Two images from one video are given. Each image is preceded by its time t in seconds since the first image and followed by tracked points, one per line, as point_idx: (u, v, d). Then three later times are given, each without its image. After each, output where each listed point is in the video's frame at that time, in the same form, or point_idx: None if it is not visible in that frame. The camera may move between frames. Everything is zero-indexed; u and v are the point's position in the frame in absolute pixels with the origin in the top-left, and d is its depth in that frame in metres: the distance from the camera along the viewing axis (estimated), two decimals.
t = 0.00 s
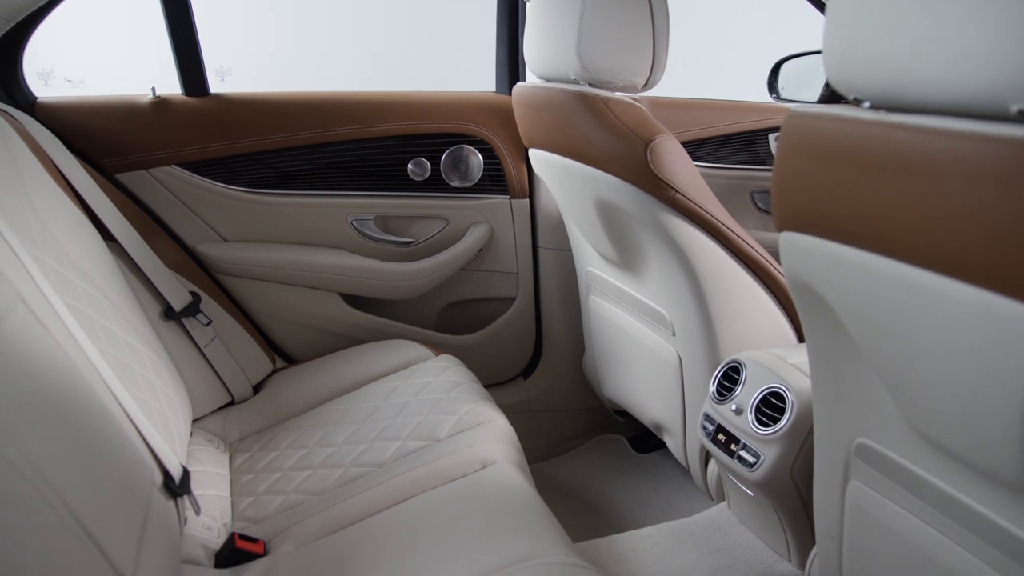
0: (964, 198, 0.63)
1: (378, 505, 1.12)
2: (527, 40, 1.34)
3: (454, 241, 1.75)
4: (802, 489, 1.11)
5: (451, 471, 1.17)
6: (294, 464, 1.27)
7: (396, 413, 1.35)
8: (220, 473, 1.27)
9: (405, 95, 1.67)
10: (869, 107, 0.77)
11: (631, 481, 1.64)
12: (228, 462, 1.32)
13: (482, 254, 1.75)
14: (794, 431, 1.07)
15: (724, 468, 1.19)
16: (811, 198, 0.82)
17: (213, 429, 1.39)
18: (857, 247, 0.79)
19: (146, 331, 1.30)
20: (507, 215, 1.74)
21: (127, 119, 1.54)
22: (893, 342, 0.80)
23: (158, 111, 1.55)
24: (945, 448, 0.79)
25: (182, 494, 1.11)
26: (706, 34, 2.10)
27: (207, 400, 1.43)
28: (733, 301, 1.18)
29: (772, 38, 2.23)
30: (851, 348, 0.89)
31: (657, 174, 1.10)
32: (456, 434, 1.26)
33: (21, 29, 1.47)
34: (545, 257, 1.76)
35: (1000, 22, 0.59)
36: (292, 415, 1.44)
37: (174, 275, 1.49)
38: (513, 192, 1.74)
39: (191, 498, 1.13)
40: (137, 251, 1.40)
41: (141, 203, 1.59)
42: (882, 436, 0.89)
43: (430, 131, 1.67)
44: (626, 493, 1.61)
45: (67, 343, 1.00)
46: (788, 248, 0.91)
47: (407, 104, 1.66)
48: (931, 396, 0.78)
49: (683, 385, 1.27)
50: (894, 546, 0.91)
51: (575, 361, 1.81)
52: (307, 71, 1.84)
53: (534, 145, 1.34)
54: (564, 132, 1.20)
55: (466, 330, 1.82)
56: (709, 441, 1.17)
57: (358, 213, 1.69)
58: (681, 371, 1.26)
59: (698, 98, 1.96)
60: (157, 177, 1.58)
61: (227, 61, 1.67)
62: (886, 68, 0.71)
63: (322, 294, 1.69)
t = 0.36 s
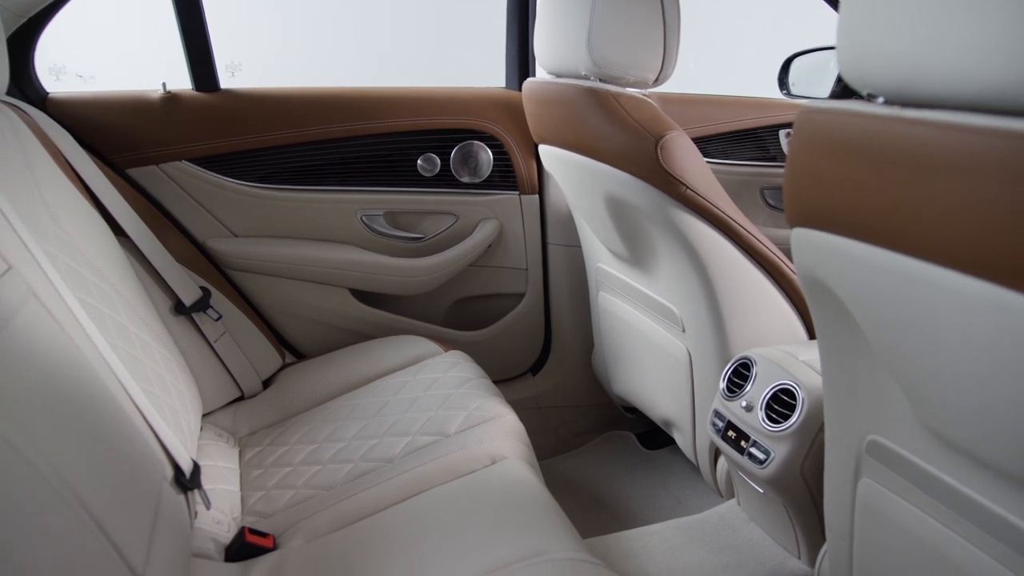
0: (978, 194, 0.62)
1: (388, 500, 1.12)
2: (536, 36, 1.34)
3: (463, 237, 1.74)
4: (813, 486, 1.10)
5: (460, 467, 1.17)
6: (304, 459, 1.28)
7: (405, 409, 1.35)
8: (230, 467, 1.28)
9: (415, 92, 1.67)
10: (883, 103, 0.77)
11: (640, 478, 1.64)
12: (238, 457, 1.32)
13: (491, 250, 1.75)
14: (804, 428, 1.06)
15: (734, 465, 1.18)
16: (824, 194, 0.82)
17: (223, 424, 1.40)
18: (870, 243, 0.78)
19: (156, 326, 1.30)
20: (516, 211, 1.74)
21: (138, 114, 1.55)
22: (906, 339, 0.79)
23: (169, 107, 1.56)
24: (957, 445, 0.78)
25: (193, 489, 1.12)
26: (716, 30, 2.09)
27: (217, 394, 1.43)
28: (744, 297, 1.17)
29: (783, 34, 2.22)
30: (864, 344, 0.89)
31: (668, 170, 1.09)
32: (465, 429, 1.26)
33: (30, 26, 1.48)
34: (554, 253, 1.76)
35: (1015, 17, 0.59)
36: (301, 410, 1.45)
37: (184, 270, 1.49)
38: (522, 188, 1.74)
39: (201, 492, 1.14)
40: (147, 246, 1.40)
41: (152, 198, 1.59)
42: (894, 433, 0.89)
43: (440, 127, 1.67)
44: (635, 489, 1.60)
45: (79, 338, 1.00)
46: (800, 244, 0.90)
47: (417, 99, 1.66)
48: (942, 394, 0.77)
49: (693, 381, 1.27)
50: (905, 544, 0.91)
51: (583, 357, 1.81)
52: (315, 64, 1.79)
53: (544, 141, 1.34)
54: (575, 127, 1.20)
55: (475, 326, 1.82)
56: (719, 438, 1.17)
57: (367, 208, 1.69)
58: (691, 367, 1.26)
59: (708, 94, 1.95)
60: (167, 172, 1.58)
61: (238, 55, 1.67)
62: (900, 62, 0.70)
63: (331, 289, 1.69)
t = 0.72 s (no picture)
0: (993, 191, 0.62)
1: (397, 496, 1.13)
2: (547, 32, 1.33)
3: (472, 233, 1.74)
4: (824, 484, 1.10)
5: (469, 463, 1.17)
6: (313, 454, 1.28)
7: (415, 404, 1.35)
8: (240, 462, 1.28)
9: (425, 87, 1.67)
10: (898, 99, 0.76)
11: (649, 475, 1.64)
12: (248, 452, 1.33)
13: (501, 246, 1.75)
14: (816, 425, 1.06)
15: (744, 463, 1.18)
16: (837, 190, 0.81)
17: (233, 419, 1.40)
18: (883, 241, 0.78)
19: (167, 321, 1.31)
20: (526, 207, 1.74)
21: (149, 110, 1.55)
22: (919, 337, 0.79)
23: (180, 103, 1.56)
24: (971, 444, 0.78)
25: (203, 483, 1.12)
26: (728, 27, 2.08)
27: (227, 389, 1.44)
28: (755, 293, 1.17)
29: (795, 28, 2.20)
30: (877, 342, 0.89)
31: (679, 166, 1.09)
32: (475, 425, 1.26)
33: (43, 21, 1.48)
34: (564, 250, 1.76)
35: None
36: (311, 405, 1.45)
37: (195, 265, 1.50)
38: (532, 184, 1.73)
39: (211, 487, 1.14)
40: (158, 241, 1.41)
41: (163, 193, 1.60)
42: (906, 432, 0.89)
43: (450, 123, 1.67)
44: (644, 486, 1.60)
45: (92, 334, 1.01)
46: (812, 240, 0.90)
47: (427, 95, 1.66)
48: (956, 392, 0.77)
49: (703, 378, 1.26)
50: (916, 543, 0.90)
51: (593, 354, 1.81)
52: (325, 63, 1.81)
53: (554, 137, 1.34)
54: (586, 123, 1.20)
55: (485, 322, 1.83)
56: (730, 435, 1.16)
57: (377, 204, 1.69)
58: (701, 364, 1.26)
59: (719, 90, 1.94)
60: (178, 168, 1.59)
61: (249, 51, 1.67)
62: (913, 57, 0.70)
63: (341, 284, 1.69)
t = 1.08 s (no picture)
0: (1009, 188, 0.61)
1: (407, 492, 1.13)
2: (557, 29, 1.33)
3: (482, 230, 1.74)
4: (835, 482, 1.09)
5: (479, 459, 1.17)
6: (324, 450, 1.28)
7: (425, 401, 1.35)
8: (250, 457, 1.29)
9: (435, 84, 1.66)
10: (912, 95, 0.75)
11: (658, 472, 1.64)
12: (258, 448, 1.33)
13: (511, 242, 1.75)
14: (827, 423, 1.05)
15: (755, 460, 1.18)
16: (851, 186, 0.81)
17: (243, 414, 1.41)
18: (897, 237, 0.77)
19: (178, 316, 1.31)
20: (536, 204, 1.74)
21: (160, 106, 1.56)
22: (933, 335, 0.78)
23: (191, 99, 1.57)
24: (985, 442, 0.77)
25: (214, 478, 1.13)
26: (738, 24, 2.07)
27: (238, 385, 1.44)
28: (767, 291, 1.17)
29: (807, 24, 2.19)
30: (890, 339, 0.88)
31: (690, 162, 1.09)
32: (485, 422, 1.26)
33: (55, 17, 1.50)
34: (574, 247, 1.76)
35: None
36: (321, 401, 1.45)
37: (205, 261, 1.50)
38: (542, 181, 1.73)
39: (222, 482, 1.15)
40: (169, 237, 1.41)
41: (174, 189, 1.60)
42: (918, 430, 0.88)
43: (460, 119, 1.67)
44: (653, 483, 1.60)
45: (104, 329, 1.01)
46: (825, 237, 0.89)
47: (438, 91, 1.66)
48: (970, 391, 0.76)
49: (713, 375, 1.26)
50: (928, 541, 0.90)
51: (602, 351, 1.81)
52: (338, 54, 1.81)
53: (565, 134, 1.33)
54: (597, 120, 1.20)
55: (494, 319, 1.83)
56: (740, 433, 1.16)
57: (387, 200, 1.69)
58: (712, 361, 1.26)
59: (730, 87, 1.94)
60: (189, 164, 1.59)
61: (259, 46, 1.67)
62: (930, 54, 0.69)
63: (351, 281, 1.70)
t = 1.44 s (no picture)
0: None
1: (417, 487, 1.13)
2: (568, 25, 1.33)
3: (492, 226, 1.74)
4: (846, 480, 1.09)
5: (488, 456, 1.17)
6: (334, 445, 1.29)
7: (434, 396, 1.35)
8: (260, 453, 1.29)
9: (446, 79, 1.67)
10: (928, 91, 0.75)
11: (667, 469, 1.64)
12: (268, 443, 1.34)
13: (520, 239, 1.75)
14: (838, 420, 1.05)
15: (765, 458, 1.17)
16: (864, 183, 0.80)
17: (253, 409, 1.41)
18: (911, 234, 0.76)
19: (189, 311, 1.32)
20: (546, 200, 1.73)
21: (171, 101, 1.56)
22: (947, 333, 0.78)
23: (202, 95, 1.57)
24: (998, 441, 0.77)
25: (225, 473, 1.13)
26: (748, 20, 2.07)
27: (248, 380, 1.45)
28: (778, 288, 1.16)
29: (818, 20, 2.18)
30: (903, 337, 0.88)
31: (702, 159, 1.08)
32: (495, 418, 1.26)
33: (67, 13, 1.51)
34: (584, 244, 1.76)
35: None
36: (331, 397, 1.46)
37: (216, 257, 1.51)
38: (553, 177, 1.73)
39: (233, 477, 1.15)
40: (180, 233, 1.41)
41: (184, 184, 1.61)
42: (930, 428, 0.88)
43: (470, 115, 1.67)
44: (662, 481, 1.60)
45: (116, 324, 1.02)
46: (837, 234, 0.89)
47: (448, 88, 1.66)
48: (983, 389, 0.76)
49: (723, 372, 1.26)
50: (939, 539, 0.90)
51: (612, 348, 1.81)
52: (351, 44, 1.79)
53: (575, 130, 1.33)
54: (608, 116, 1.19)
55: (503, 315, 1.83)
56: (751, 430, 1.16)
57: (397, 197, 1.69)
58: (722, 358, 1.25)
59: (741, 84, 1.93)
60: (200, 160, 1.60)
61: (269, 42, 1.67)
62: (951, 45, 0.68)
63: (361, 277, 1.70)
